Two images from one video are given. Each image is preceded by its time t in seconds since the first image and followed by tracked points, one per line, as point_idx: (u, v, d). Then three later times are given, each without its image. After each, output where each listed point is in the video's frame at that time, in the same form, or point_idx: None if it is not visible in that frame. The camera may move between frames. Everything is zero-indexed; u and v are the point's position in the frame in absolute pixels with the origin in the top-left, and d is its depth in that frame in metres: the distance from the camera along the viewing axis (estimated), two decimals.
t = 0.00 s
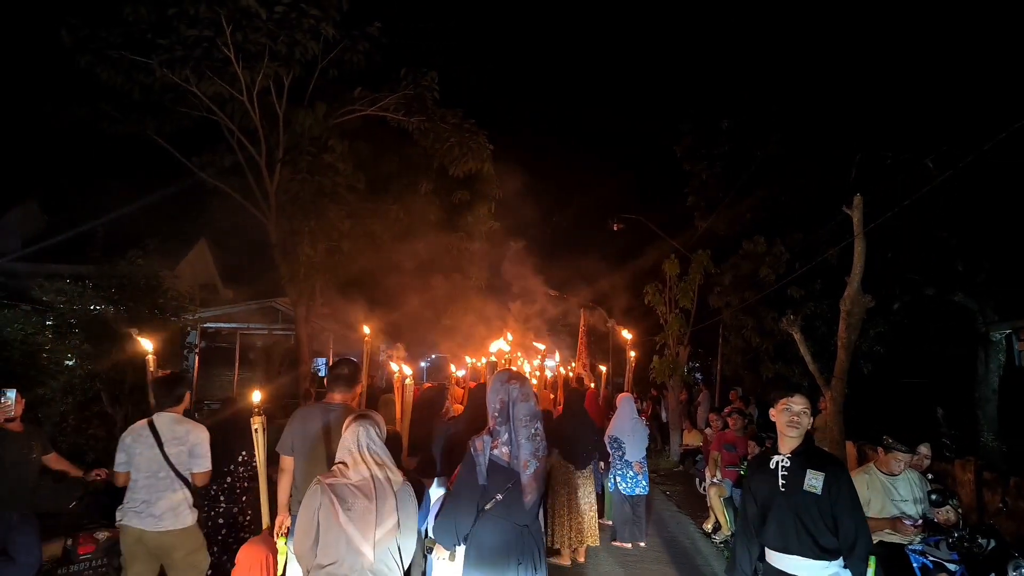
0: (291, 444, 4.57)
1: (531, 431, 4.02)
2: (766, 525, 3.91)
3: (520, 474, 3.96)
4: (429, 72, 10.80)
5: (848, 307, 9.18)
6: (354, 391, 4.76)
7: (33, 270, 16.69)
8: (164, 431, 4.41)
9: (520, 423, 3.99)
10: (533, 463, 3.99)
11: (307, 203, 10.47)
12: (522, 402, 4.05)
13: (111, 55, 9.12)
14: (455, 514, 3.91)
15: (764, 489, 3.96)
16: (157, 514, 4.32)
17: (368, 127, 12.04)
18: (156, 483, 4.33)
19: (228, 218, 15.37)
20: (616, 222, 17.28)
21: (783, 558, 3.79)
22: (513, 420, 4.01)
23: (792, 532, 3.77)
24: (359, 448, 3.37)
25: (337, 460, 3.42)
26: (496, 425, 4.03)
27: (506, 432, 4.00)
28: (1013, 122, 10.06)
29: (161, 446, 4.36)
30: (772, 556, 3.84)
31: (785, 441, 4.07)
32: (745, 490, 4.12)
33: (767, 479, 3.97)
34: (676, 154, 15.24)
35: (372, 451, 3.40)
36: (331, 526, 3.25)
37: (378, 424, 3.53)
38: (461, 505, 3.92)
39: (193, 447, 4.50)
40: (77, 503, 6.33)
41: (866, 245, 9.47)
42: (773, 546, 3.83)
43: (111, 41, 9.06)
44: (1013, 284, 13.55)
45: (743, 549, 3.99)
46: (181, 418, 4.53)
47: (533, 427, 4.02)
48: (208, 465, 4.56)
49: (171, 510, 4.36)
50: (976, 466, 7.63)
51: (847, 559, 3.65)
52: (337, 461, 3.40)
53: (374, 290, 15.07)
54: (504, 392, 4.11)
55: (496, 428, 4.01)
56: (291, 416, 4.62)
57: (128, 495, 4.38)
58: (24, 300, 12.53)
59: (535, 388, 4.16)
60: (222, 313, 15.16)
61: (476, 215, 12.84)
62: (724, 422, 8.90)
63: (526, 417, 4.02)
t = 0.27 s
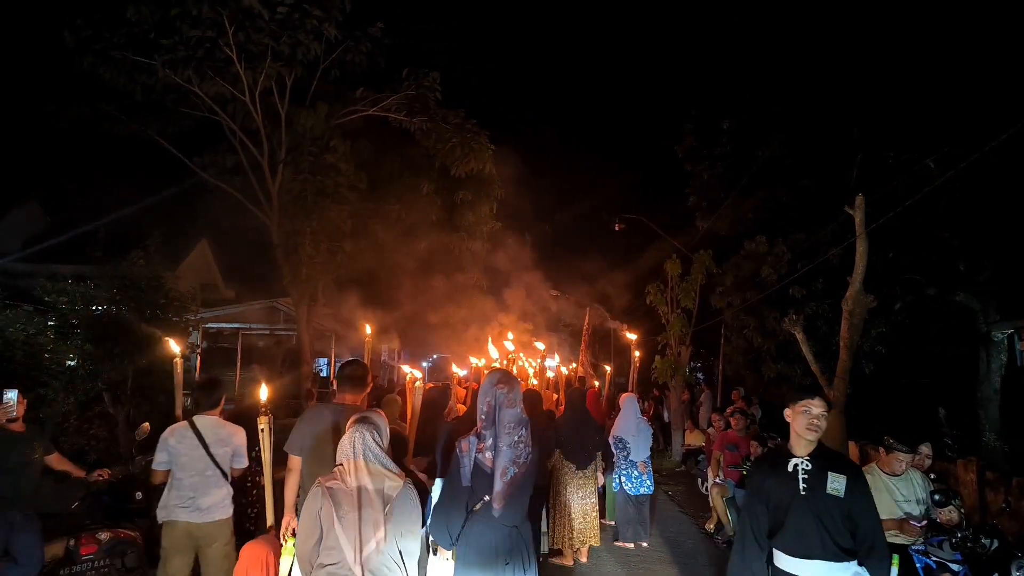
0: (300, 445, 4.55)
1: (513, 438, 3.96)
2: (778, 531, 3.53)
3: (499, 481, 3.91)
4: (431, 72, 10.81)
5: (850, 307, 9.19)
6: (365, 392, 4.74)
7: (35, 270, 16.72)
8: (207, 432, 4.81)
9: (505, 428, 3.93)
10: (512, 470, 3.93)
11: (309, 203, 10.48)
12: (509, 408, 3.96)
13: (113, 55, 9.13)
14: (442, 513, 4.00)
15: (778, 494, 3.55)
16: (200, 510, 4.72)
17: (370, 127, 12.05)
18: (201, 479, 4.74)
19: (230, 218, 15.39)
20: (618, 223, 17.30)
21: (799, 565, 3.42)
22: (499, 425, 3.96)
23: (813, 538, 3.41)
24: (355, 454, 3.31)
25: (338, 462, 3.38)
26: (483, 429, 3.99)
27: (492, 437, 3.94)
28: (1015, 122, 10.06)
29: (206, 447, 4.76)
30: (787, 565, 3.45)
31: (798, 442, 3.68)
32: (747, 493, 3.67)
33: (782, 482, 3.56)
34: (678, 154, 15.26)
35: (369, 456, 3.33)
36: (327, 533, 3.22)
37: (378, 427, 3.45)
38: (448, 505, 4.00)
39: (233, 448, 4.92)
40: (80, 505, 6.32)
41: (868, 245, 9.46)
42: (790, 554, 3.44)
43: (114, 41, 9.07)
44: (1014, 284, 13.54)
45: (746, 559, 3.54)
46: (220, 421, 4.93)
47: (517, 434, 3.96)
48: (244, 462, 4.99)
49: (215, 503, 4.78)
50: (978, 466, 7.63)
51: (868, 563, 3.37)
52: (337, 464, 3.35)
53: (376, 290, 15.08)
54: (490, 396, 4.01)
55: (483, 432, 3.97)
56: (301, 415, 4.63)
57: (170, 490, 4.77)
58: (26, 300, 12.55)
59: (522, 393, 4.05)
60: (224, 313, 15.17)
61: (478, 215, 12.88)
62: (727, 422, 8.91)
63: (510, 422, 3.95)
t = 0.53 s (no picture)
0: (304, 444, 4.58)
1: (507, 439, 4.01)
2: (808, 535, 3.42)
3: (493, 482, 3.93)
4: (431, 72, 10.83)
5: (851, 307, 9.20)
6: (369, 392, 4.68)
7: (36, 270, 16.73)
8: (233, 424, 5.21)
9: (499, 429, 3.99)
10: (506, 471, 3.96)
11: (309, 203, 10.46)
12: (504, 408, 4.04)
13: (114, 54, 9.13)
14: (435, 517, 3.88)
15: (815, 498, 3.42)
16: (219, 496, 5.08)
17: (370, 127, 12.06)
18: (226, 468, 5.12)
19: (230, 217, 15.39)
20: (618, 223, 17.30)
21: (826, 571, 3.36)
22: (494, 425, 4.00)
23: (847, 545, 3.34)
24: (355, 455, 3.30)
25: (337, 463, 3.38)
26: (477, 428, 4.00)
27: (486, 437, 3.96)
28: (1015, 122, 10.07)
29: (232, 438, 5.16)
30: (814, 570, 3.35)
31: (835, 444, 3.53)
32: (775, 493, 3.51)
33: (820, 486, 3.42)
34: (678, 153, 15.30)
35: (370, 457, 3.32)
36: (327, 533, 3.22)
37: (379, 427, 3.45)
38: (442, 508, 3.86)
39: (252, 441, 5.31)
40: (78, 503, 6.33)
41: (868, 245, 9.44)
42: (819, 558, 3.35)
43: (114, 40, 9.08)
44: (1014, 284, 13.54)
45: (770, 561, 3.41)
46: (242, 414, 5.33)
47: (510, 436, 4.02)
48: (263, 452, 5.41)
49: (237, 490, 5.16)
50: (978, 465, 7.65)
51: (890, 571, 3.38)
52: (336, 464, 3.36)
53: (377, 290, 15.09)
54: (487, 396, 4.07)
55: (477, 431, 3.98)
56: (304, 414, 4.64)
57: (194, 477, 5.11)
58: (26, 299, 12.56)
59: (518, 393, 4.13)
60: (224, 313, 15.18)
61: (478, 214, 12.91)
62: (727, 421, 8.92)
63: (504, 424, 4.02)
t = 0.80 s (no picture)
0: (304, 443, 4.55)
1: (504, 438, 4.02)
2: (827, 535, 3.37)
3: (491, 481, 3.94)
4: (431, 71, 10.84)
5: (851, 307, 9.21)
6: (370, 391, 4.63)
7: (36, 270, 16.76)
8: (239, 424, 5.23)
9: (496, 428, 4.00)
10: (503, 470, 3.96)
11: (309, 203, 10.46)
12: (500, 407, 4.04)
13: (114, 54, 9.14)
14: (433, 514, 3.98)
15: (840, 499, 3.37)
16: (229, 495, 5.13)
17: (370, 127, 12.06)
18: (232, 467, 5.16)
19: (230, 217, 15.40)
20: (618, 222, 17.32)
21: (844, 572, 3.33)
22: (489, 424, 4.01)
23: (868, 547, 3.30)
24: (350, 453, 3.32)
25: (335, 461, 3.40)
26: (474, 426, 4.03)
27: (481, 435, 3.98)
28: (1014, 122, 10.09)
29: (237, 437, 5.18)
30: (833, 570, 3.31)
31: (862, 443, 3.49)
32: (797, 492, 3.45)
33: (845, 486, 3.38)
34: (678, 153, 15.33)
35: (366, 455, 3.34)
36: (326, 531, 3.24)
37: (377, 425, 3.46)
38: (440, 505, 3.97)
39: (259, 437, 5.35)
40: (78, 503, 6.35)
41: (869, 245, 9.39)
42: (838, 559, 3.31)
43: (114, 40, 9.09)
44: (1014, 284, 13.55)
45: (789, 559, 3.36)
46: (246, 413, 5.34)
47: (507, 435, 4.02)
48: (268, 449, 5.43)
49: (244, 488, 5.21)
50: (977, 464, 7.66)
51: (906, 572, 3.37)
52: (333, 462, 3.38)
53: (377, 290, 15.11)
54: (483, 394, 4.08)
55: (473, 430, 4.01)
56: (304, 415, 4.65)
57: (202, 478, 5.15)
58: (26, 299, 12.57)
59: (515, 391, 4.12)
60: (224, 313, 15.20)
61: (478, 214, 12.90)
62: (727, 421, 8.93)
63: (501, 424, 4.03)
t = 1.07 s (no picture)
0: (304, 441, 4.58)
1: (498, 436, 3.98)
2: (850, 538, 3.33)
3: (485, 479, 3.92)
4: (430, 70, 10.82)
5: (850, 306, 9.19)
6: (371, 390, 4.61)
7: (35, 269, 16.76)
8: (241, 418, 5.28)
9: (490, 426, 3.97)
10: (498, 468, 3.94)
11: (308, 202, 10.43)
12: (494, 404, 4.01)
13: (112, 53, 9.12)
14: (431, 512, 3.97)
15: (864, 502, 3.31)
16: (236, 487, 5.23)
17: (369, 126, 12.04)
18: (234, 460, 5.21)
19: (230, 217, 15.40)
20: (618, 222, 17.32)
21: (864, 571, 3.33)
22: (484, 421, 3.99)
23: (889, 548, 3.29)
24: (342, 452, 3.26)
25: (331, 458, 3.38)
26: (469, 424, 4.02)
27: (475, 433, 3.96)
28: (1013, 120, 10.07)
29: (239, 431, 5.23)
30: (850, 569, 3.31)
31: (883, 442, 3.52)
32: (819, 494, 3.36)
33: (870, 489, 3.32)
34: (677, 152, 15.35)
35: (359, 453, 3.27)
36: (322, 528, 3.25)
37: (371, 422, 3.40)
38: (437, 502, 3.96)
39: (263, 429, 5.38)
40: (78, 502, 6.35)
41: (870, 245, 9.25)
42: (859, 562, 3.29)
43: (112, 39, 9.07)
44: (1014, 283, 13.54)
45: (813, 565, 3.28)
46: (248, 406, 5.37)
47: (502, 432, 3.98)
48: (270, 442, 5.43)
49: (246, 480, 5.26)
50: (977, 463, 7.66)
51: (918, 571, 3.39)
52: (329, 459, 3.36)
53: (377, 289, 15.11)
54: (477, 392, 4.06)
55: (468, 427, 3.99)
56: (304, 412, 4.66)
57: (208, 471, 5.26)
58: (25, 298, 12.57)
59: (509, 388, 4.10)
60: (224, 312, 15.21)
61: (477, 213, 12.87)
62: (727, 420, 8.92)
63: (495, 421, 3.99)
